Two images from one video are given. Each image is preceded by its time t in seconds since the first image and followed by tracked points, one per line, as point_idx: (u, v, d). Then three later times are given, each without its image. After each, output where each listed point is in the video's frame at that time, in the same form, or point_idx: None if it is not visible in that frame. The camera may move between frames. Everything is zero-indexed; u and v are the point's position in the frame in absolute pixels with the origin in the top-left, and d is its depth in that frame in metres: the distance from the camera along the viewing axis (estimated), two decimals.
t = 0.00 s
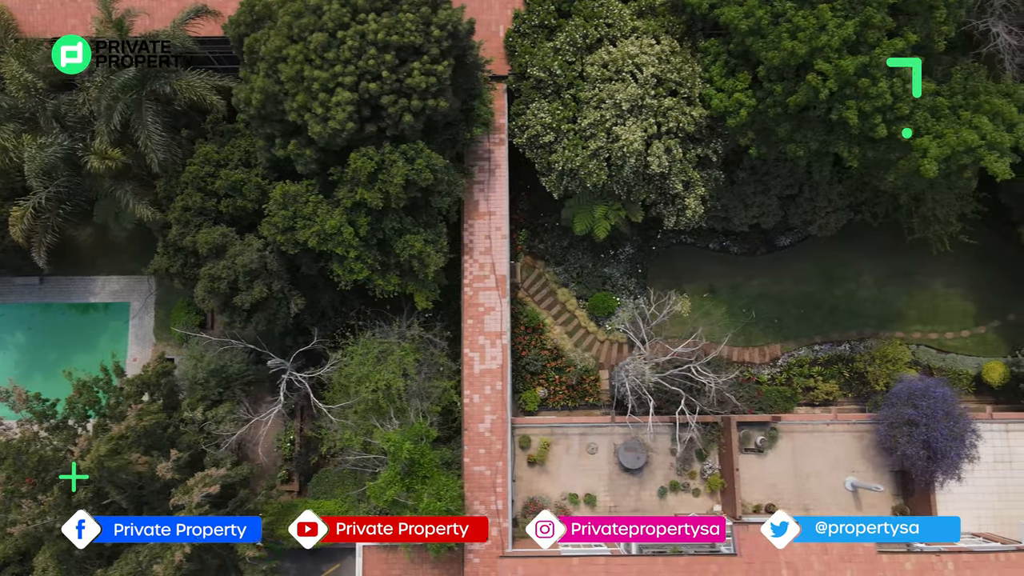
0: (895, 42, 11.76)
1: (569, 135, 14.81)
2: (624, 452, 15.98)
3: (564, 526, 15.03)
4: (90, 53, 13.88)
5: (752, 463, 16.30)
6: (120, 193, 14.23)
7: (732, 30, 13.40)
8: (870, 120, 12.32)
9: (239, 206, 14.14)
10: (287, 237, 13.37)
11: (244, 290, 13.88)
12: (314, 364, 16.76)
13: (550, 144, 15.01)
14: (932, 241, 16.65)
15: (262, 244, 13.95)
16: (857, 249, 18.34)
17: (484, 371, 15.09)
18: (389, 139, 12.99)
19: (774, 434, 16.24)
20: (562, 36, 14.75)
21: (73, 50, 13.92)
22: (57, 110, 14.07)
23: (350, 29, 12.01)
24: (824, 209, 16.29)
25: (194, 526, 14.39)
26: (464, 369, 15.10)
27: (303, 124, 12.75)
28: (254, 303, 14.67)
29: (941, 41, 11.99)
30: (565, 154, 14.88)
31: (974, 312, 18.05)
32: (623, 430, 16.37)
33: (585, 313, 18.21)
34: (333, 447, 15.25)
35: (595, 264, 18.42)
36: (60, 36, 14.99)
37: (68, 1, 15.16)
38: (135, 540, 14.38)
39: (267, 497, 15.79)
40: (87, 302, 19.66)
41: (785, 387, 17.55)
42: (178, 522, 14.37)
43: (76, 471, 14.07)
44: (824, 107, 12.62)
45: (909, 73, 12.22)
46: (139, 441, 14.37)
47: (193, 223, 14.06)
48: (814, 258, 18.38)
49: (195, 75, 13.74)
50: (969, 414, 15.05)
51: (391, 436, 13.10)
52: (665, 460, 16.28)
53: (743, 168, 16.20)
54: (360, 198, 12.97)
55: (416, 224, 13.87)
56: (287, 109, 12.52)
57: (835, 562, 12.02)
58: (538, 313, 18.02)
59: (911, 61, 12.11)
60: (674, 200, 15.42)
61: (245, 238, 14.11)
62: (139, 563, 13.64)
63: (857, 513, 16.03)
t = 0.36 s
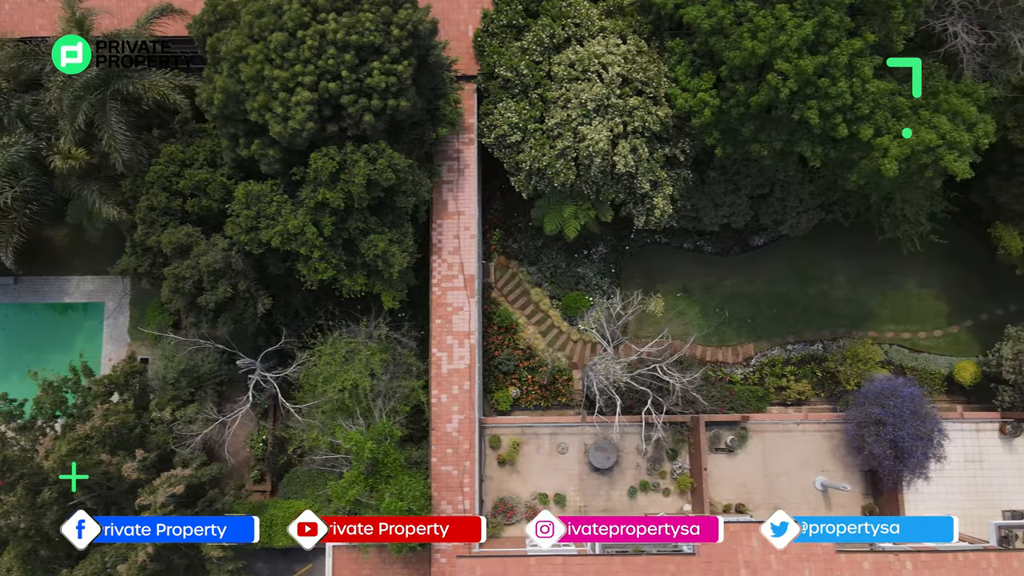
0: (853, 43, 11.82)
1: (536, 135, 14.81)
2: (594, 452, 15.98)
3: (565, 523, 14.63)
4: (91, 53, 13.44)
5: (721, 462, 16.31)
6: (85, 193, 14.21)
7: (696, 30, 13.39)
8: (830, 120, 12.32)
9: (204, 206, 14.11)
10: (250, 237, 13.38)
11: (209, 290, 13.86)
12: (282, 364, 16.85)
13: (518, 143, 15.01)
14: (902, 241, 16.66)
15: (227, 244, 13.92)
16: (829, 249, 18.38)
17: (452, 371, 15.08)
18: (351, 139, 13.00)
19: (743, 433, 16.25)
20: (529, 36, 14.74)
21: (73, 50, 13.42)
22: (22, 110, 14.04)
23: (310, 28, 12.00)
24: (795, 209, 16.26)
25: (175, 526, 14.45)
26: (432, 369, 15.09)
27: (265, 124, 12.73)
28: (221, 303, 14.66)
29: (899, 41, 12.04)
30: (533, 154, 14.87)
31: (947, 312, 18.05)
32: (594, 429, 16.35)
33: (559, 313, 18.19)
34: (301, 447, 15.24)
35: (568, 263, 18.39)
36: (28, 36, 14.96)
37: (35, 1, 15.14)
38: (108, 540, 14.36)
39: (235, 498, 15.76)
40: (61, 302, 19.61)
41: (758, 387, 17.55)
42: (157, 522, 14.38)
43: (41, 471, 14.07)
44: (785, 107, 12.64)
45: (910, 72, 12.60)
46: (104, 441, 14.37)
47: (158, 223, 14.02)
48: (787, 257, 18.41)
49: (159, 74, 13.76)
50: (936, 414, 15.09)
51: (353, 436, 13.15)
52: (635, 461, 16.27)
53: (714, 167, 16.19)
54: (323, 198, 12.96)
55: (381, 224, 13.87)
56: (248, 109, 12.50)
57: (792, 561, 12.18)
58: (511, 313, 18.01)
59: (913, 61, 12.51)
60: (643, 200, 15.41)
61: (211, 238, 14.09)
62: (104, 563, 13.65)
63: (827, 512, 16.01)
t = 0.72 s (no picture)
0: (811, 43, 11.86)
1: (502, 135, 14.82)
2: (563, 452, 16.00)
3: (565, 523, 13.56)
4: (92, 54, 13.64)
5: (691, 463, 16.30)
6: (51, 193, 14.21)
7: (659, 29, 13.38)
8: (791, 120, 12.33)
9: (170, 205, 14.10)
10: (214, 237, 13.38)
11: (173, 290, 13.85)
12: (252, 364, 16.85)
13: (485, 143, 15.00)
14: (873, 241, 16.67)
15: (192, 244, 13.91)
16: (802, 249, 18.42)
17: (419, 371, 15.09)
18: (313, 139, 13.00)
19: (713, 434, 16.26)
20: (496, 37, 14.74)
21: (73, 50, 13.56)
22: None
23: (269, 28, 11.98)
24: (765, 209, 16.23)
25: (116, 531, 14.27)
26: (399, 369, 15.10)
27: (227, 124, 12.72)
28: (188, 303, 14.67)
29: (858, 41, 12.10)
30: (500, 154, 14.86)
31: (919, 312, 18.07)
32: (564, 430, 16.35)
33: (532, 313, 18.19)
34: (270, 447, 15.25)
35: (542, 263, 18.38)
36: None
37: (3, 1, 15.13)
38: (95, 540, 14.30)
39: (204, 498, 15.75)
40: (36, 302, 19.60)
41: (730, 387, 17.56)
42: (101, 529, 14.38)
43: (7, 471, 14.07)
44: (747, 107, 12.65)
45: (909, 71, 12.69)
46: (71, 442, 14.40)
47: (123, 223, 13.99)
48: (760, 258, 18.43)
49: (123, 75, 13.78)
50: (904, 414, 15.11)
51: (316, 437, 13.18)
52: (605, 461, 16.27)
53: (684, 167, 16.18)
54: (285, 198, 12.97)
55: (346, 224, 13.88)
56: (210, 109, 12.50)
57: (750, 561, 12.20)
58: (483, 313, 18.01)
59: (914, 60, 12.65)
60: (611, 200, 15.40)
61: (176, 238, 14.08)
62: (70, 563, 13.68)
63: (797, 512, 16.02)
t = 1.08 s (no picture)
0: (770, 42, 11.86)
1: (470, 136, 14.81)
2: (533, 452, 15.98)
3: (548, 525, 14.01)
4: (92, 55, 13.85)
5: (662, 463, 16.29)
6: (16, 193, 14.16)
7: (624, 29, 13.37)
8: (753, 120, 12.31)
9: (135, 205, 14.07)
10: (179, 237, 13.35)
11: (138, 290, 13.80)
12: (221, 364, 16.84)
13: (453, 143, 14.97)
14: (844, 241, 16.66)
15: (158, 244, 13.88)
16: (776, 249, 18.44)
17: (388, 371, 15.07)
18: (276, 139, 12.99)
19: (684, 434, 16.24)
20: (464, 37, 14.70)
21: (73, 50, 13.70)
22: None
23: (229, 27, 11.92)
24: (737, 209, 16.18)
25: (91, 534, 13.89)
26: (368, 369, 15.08)
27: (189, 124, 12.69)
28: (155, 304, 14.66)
29: (818, 41, 12.25)
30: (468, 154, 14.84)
31: (893, 312, 18.08)
32: (535, 430, 16.34)
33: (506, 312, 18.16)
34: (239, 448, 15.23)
35: (516, 263, 18.35)
36: None
37: None
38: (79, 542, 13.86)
39: (174, 498, 15.71)
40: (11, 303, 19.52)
41: (704, 387, 17.53)
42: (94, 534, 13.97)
43: None
44: (710, 107, 12.65)
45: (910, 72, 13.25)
46: (37, 442, 14.37)
47: (88, 223, 13.95)
48: (733, 258, 18.46)
49: (88, 74, 13.76)
50: (872, 414, 15.11)
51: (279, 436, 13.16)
52: (576, 461, 16.26)
53: (655, 167, 16.15)
54: (248, 198, 12.96)
55: (311, 224, 13.86)
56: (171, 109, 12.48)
57: (709, 561, 12.18)
58: (457, 313, 18.00)
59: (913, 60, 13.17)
60: (581, 200, 15.39)
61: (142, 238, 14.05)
62: (36, 564, 13.66)
63: (767, 512, 16.01)
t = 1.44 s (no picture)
0: (727, 42, 11.84)
1: (435, 136, 14.81)
2: (502, 452, 15.96)
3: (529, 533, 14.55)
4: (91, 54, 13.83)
5: (632, 463, 16.28)
6: None
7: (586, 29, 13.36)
8: (712, 119, 12.30)
9: (99, 205, 14.04)
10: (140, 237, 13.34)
11: (100, 290, 13.76)
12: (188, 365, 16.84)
13: (419, 143, 14.96)
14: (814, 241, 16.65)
15: (121, 244, 13.85)
16: (748, 249, 18.45)
17: (354, 371, 15.05)
18: (237, 139, 12.98)
19: (653, 434, 16.23)
20: (430, 37, 14.69)
21: (73, 50, 13.85)
22: None
23: (186, 27, 11.88)
24: (707, 209, 16.14)
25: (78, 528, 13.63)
26: (334, 369, 15.06)
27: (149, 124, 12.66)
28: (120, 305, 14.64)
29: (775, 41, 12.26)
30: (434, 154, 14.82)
31: (864, 312, 18.10)
32: (504, 429, 16.33)
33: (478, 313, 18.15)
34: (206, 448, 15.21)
35: (489, 263, 18.33)
36: None
37: None
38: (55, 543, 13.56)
39: (141, 499, 15.69)
40: None
41: (675, 387, 17.51)
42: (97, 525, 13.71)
43: None
44: (670, 107, 12.64)
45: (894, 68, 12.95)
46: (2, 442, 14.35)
47: (51, 223, 13.91)
48: (705, 258, 18.47)
49: (50, 74, 13.75)
50: (838, 414, 15.11)
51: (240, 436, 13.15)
52: (546, 461, 16.25)
53: (623, 167, 16.14)
54: (209, 198, 12.94)
55: (274, 224, 13.85)
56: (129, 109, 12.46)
57: (666, 561, 12.17)
58: (428, 313, 17.98)
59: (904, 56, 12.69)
60: (548, 199, 15.37)
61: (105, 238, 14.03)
62: None
63: (735, 512, 16.01)
